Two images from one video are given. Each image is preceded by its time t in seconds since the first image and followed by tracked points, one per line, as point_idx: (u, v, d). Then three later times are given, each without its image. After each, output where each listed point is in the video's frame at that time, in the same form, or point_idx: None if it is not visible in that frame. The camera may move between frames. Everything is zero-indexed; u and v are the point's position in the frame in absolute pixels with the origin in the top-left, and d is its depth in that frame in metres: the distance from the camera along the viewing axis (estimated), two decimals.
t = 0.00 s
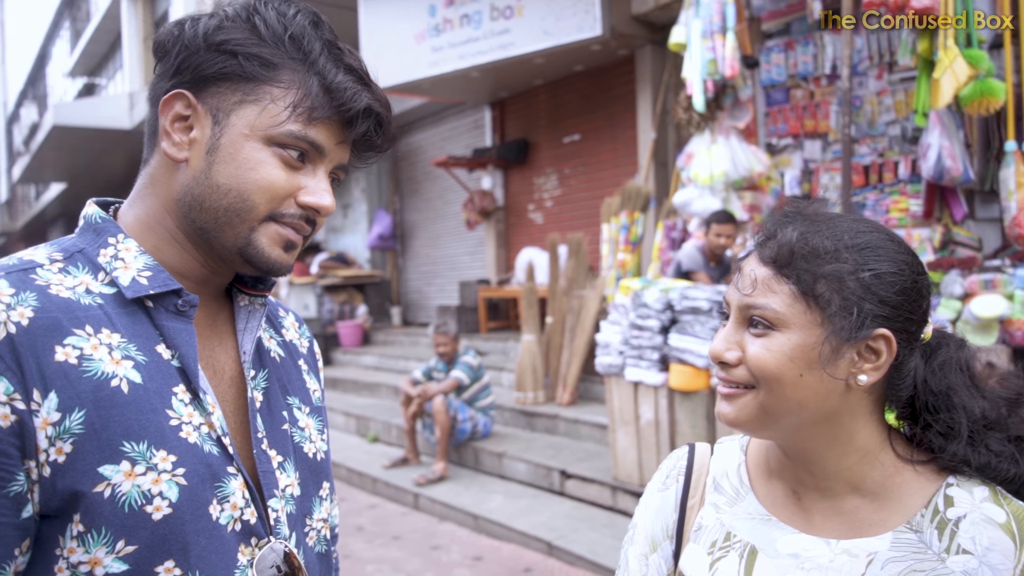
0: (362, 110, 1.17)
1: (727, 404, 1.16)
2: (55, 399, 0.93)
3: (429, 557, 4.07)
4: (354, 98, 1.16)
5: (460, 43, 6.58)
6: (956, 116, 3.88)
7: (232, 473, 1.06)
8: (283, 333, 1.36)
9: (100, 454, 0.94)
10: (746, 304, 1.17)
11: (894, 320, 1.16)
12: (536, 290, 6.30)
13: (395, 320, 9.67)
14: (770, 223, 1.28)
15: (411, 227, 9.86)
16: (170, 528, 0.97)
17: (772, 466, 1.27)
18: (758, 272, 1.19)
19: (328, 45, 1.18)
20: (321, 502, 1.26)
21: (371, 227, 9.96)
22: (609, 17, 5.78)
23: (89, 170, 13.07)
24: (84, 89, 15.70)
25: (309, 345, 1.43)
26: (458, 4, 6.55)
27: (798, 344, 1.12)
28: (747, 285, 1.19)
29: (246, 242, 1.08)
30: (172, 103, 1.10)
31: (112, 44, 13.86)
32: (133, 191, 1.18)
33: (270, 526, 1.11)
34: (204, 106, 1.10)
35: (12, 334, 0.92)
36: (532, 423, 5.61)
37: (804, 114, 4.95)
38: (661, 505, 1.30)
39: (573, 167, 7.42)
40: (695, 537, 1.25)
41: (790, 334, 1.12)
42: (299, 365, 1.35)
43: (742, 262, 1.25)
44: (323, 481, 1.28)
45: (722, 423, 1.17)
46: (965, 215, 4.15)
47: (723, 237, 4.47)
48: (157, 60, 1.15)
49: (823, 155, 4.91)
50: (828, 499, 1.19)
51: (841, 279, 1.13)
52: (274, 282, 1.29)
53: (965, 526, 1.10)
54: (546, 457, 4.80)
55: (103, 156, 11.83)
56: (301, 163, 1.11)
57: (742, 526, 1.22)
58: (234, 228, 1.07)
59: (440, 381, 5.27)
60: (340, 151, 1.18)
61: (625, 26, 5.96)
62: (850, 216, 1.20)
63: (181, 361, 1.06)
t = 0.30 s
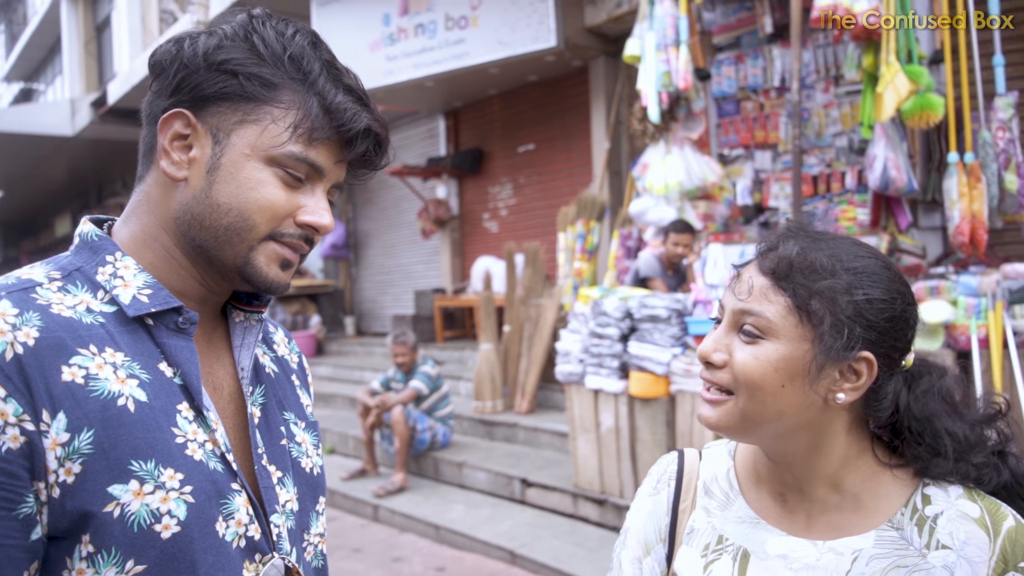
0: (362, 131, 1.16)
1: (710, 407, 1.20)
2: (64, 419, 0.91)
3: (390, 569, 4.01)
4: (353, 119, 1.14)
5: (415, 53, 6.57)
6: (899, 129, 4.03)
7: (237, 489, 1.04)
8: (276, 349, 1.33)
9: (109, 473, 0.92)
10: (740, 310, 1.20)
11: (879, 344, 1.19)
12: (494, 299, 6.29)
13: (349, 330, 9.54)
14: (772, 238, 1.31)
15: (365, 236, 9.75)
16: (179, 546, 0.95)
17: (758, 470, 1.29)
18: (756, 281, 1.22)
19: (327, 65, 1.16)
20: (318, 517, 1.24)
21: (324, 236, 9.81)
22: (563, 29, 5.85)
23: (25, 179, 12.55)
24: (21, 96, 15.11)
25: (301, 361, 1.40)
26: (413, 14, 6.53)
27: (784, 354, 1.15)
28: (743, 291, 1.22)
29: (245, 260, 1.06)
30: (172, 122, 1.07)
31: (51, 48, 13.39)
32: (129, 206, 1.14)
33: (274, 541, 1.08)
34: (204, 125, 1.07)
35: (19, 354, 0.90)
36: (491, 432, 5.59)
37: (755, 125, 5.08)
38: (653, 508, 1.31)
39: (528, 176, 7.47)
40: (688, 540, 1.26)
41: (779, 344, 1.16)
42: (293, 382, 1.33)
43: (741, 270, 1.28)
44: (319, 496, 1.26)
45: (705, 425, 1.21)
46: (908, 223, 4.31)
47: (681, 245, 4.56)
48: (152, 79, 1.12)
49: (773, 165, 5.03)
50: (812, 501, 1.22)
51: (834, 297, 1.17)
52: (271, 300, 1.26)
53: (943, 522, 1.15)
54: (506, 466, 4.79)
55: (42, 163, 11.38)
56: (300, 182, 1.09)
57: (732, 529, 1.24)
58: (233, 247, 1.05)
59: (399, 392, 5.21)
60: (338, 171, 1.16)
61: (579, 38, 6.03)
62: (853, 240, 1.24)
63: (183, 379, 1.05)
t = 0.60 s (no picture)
0: (365, 131, 1.16)
1: (691, 418, 1.24)
2: (80, 403, 0.90)
3: (355, 562, 4.00)
4: (357, 120, 1.14)
5: (379, 45, 6.51)
6: (857, 129, 4.16)
7: (242, 472, 1.04)
8: (271, 337, 1.33)
9: (123, 455, 0.92)
10: (712, 326, 1.24)
11: (850, 342, 1.24)
12: (458, 293, 6.29)
13: (310, 324, 9.42)
14: (740, 242, 1.34)
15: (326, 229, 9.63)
16: (190, 526, 0.95)
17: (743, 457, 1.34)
18: (724, 295, 1.25)
19: (331, 64, 1.14)
20: (317, 501, 1.26)
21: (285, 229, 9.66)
22: (528, 25, 5.86)
23: None
24: None
25: (295, 349, 1.39)
26: (377, 6, 6.47)
27: (759, 366, 1.20)
28: (714, 307, 1.25)
29: (252, 258, 1.07)
30: (174, 121, 1.05)
31: None
32: (127, 196, 1.13)
33: (276, 523, 1.10)
34: (208, 124, 1.06)
35: (34, 339, 0.89)
36: (456, 426, 5.60)
37: (717, 123, 5.17)
38: (642, 484, 1.39)
39: (491, 171, 7.47)
40: (676, 518, 1.33)
41: (753, 357, 1.20)
42: (289, 369, 1.33)
43: (711, 281, 1.31)
44: (317, 480, 1.27)
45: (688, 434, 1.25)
46: (865, 221, 4.45)
47: (647, 242, 4.63)
48: (151, 70, 1.09)
49: (734, 163, 5.13)
50: (795, 486, 1.27)
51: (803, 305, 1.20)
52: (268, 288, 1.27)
53: (920, 506, 1.21)
54: (471, 459, 4.81)
55: None
56: (305, 182, 1.10)
57: (720, 510, 1.30)
58: (241, 246, 1.06)
59: (363, 386, 5.18)
60: (340, 167, 1.16)
61: (544, 34, 6.05)
62: (813, 243, 1.27)
63: (189, 365, 1.04)
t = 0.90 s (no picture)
0: (360, 125, 1.17)
1: (686, 396, 1.27)
2: (86, 394, 0.90)
3: (334, 559, 3.99)
4: (352, 114, 1.15)
5: (356, 41, 6.47)
6: (830, 129, 4.23)
7: (242, 463, 1.05)
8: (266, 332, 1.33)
9: (128, 445, 0.92)
10: (710, 306, 1.28)
11: (841, 327, 1.27)
12: (435, 290, 6.28)
13: (284, 322, 9.34)
14: (737, 231, 1.38)
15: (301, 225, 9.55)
16: (193, 516, 0.95)
17: (729, 446, 1.38)
18: (723, 278, 1.29)
19: (326, 59, 1.15)
20: (312, 492, 1.26)
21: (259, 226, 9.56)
22: (506, 22, 5.87)
23: None
24: None
25: (287, 343, 1.39)
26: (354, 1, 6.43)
27: (753, 344, 1.24)
28: (712, 288, 1.29)
29: (249, 251, 1.07)
30: (172, 115, 1.05)
31: None
32: (126, 190, 1.13)
33: (274, 513, 1.10)
34: (206, 119, 1.06)
35: (41, 331, 0.88)
36: (433, 422, 5.59)
37: (693, 122, 5.23)
38: (627, 473, 1.41)
39: (468, 168, 7.47)
40: (661, 505, 1.36)
41: (747, 336, 1.24)
42: (283, 364, 1.33)
43: (710, 266, 1.35)
44: (312, 472, 1.27)
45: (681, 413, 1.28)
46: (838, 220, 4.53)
47: (622, 238, 4.67)
48: (148, 66, 1.08)
49: (709, 162, 5.19)
50: (779, 474, 1.30)
51: (797, 288, 1.25)
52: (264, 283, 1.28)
53: (898, 496, 1.24)
54: (449, 455, 4.81)
55: None
56: (301, 174, 1.10)
57: (703, 497, 1.33)
58: (239, 239, 1.06)
59: (340, 383, 5.16)
60: (335, 161, 1.16)
61: (521, 31, 6.06)
62: (811, 231, 1.32)
63: (189, 358, 1.04)
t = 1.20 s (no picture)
0: (356, 126, 1.17)
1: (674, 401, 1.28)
2: (85, 392, 0.90)
3: (325, 559, 3.98)
4: (348, 115, 1.15)
5: (348, 41, 6.46)
6: (821, 131, 4.26)
7: (238, 461, 1.04)
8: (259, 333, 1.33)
9: (127, 443, 0.92)
10: (690, 312, 1.29)
11: (821, 327, 1.28)
12: (427, 290, 6.27)
13: (275, 321, 9.31)
14: (716, 235, 1.39)
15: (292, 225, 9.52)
16: (190, 513, 0.95)
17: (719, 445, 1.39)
18: (702, 283, 1.30)
19: (321, 60, 1.15)
20: (306, 492, 1.26)
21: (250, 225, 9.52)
22: (497, 22, 5.87)
23: None
24: None
25: (279, 343, 1.38)
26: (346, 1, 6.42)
27: (734, 348, 1.24)
28: (693, 293, 1.30)
29: (245, 250, 1.06)
30: (169, 115, 1.05)
31: None
32: (121, 191, 1.13)
33: (269, 512, 1.10)
34: (203, 119, 1.05)
35: (40, 329, 0.88)
36: (424, 422, 5.59)
37: (684, 123, 5.25)
38: (619, 472, 1.42)
39: (460, 168, 7.47)
40: (651, 503, 1.37)
41: (728, 340, 1.25)
42: (276, 364, 1.32)
43: (691, 271, 1.36)
44: (306, 471, 1.27)
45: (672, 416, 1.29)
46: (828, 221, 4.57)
47: (612, 237, 4.68)
48: (145, 67, 1.08)
49: (701, 163, 5.21)
50: (769, 473, 1.31)
51: (776, 292, 1.26)
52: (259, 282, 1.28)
53: (886, 492, 1.26)
54: (440, 455, 4.81)
55: None
56: (296, 174, 1.09)
57: (693, 493, 1.34)
58: (235, 238, 1.06)
59: (331, 383, 5.14)
60: (331, 161, 1.16)
61: (513, 31, 6.06)
62: (789, 234, 1.33)
63: (186, 357, 1.04)
